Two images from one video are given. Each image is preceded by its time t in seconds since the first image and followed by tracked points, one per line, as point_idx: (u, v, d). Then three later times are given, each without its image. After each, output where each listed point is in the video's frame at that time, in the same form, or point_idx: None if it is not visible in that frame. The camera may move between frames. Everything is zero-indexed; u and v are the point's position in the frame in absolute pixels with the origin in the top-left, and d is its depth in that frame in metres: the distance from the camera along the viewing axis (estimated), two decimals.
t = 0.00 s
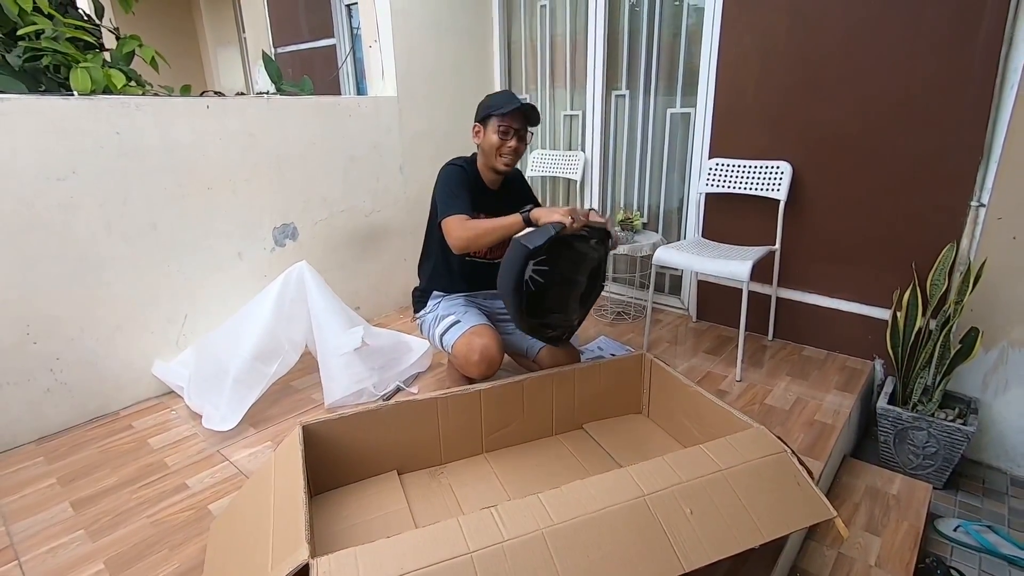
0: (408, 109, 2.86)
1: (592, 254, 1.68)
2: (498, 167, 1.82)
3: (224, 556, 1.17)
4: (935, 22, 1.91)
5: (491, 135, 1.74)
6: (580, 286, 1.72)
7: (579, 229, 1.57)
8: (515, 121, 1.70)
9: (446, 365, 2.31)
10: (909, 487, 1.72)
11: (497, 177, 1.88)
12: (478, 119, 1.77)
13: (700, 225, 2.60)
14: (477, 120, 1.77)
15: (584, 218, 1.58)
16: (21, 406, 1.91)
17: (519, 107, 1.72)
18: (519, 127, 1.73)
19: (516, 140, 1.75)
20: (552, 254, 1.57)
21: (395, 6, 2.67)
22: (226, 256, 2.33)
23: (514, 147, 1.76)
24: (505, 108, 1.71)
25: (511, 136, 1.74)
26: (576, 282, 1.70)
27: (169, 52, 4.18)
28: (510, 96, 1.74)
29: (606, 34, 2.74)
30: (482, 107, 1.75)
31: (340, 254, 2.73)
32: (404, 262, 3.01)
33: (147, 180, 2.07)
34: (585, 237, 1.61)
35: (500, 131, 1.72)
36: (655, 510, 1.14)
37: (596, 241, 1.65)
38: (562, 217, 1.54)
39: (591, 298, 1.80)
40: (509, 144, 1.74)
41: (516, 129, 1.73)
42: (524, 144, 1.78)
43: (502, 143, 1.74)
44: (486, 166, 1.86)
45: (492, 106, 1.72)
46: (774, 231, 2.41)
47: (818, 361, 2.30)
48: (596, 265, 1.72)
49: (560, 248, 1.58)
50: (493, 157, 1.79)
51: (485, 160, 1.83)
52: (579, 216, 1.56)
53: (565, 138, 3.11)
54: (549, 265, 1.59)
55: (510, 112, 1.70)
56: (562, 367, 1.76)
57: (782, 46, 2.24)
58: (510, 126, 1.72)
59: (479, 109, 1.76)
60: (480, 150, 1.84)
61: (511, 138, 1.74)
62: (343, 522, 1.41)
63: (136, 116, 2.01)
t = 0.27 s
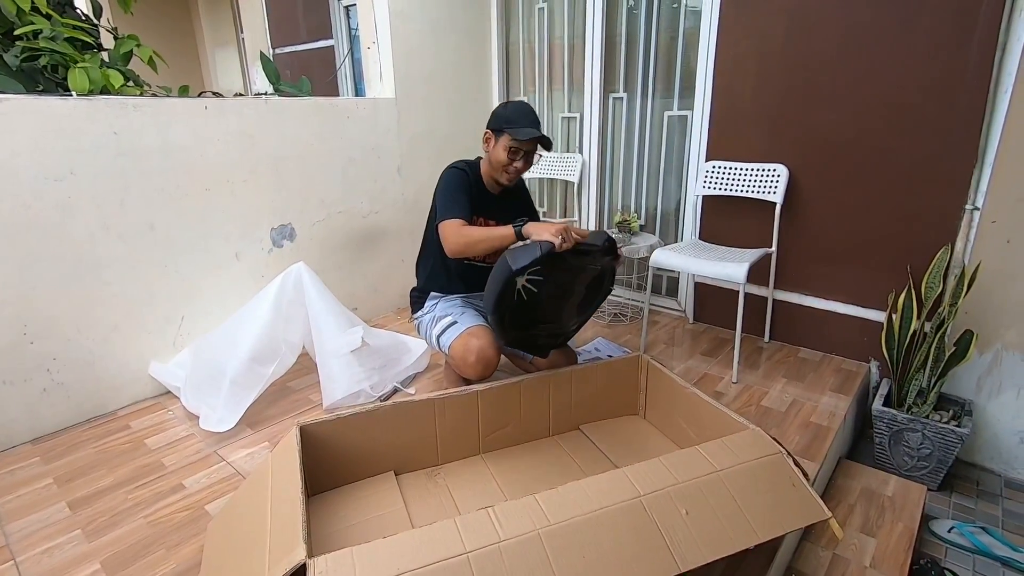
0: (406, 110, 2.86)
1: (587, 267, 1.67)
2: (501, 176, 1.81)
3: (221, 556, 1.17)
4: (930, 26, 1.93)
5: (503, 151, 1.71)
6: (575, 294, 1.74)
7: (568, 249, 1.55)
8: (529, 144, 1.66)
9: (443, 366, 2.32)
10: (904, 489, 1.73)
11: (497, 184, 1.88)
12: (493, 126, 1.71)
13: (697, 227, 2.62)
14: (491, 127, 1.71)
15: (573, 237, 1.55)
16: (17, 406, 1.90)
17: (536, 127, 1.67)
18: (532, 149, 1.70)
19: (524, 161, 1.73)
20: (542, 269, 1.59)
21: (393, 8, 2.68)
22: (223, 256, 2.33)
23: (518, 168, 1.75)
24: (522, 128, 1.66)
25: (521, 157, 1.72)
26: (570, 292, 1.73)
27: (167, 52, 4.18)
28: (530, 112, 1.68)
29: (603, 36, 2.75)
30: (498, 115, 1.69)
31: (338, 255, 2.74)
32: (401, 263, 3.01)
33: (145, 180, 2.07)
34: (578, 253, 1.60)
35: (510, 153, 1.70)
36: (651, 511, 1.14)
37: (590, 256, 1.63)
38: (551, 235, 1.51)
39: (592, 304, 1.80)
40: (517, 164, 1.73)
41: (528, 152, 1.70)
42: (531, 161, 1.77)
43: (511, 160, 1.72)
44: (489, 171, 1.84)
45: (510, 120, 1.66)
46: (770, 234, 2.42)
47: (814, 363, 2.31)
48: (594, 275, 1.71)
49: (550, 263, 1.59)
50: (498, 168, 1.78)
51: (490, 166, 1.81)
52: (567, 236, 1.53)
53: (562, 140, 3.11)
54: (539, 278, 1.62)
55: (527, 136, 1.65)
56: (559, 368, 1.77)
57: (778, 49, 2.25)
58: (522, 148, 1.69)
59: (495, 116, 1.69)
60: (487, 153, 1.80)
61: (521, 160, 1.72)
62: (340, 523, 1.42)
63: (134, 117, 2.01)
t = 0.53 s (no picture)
0: (404, 109, 2.86)
1: (590, 283, 1.58)
2: (504, 186, 1.82)
3: (212, 555, 1.17)
4: (926, 31, 1.94)
5: (512, 168, 1.72)
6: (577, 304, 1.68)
7: (563, 272, 1.46)
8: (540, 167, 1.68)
9: (438, 366, 2.31)
10: (896, 491, 1.74)
11: (497, 192, 1.89)
12: (503, 141, 1.71)
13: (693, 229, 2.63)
14: (501, 142, 1.71)
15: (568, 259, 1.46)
16: (7, 402, 1.89)
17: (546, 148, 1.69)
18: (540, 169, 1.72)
19: (531, 178, 1.76)
20: (543, 294, 1.50)
21: (391, 7, 2.67)
22: (218, 254, 2.32)
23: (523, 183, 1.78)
24: (536, 151, 1.67)
25: (528, 176, 1.74)
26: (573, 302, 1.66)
27: (163, 48, 4.16)
28: (541, 131, 1.68)
29: (602, 38, 2.75)
30: (508, 131, 1.67)
31: (333, 254, 2.73)
32: (397, 262, 3.01)
33: (140, 176, 2.06)
34: (580, 273, 1.50)
35: (519, 171, 1.71)
36: (644, 511, 1.14)
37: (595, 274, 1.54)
38: (543, 258, 1.44)
39: (590, 306, 1.75)
40: (524, 181, 1.75)
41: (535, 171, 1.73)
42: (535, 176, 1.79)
43: (518, 178, 1.74)
44: (491, 179, 1.85)
45: (523, 139, 1.66)
46: (766, 236, 2.43)
47: (808, 366, 2.32)
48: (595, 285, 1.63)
49: (551, 286, 1.49)
50: (503, 180, 1.79)
51: (494, 175, 1.82)
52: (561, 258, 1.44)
53: (559, 141, 3.12)
54: (539, 301, 1.54)
55: (539, 160, 1.67)
56: (554, 369, 1.76)
57: (775, 52, 2.25)
58: (532, 169, 1.71)
59: (506, 131, 1.68)
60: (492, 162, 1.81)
61: (528, 178, 1.74)
62: (333, 522, 1.41)
63: (130, 112, 2.00)
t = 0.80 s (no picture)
0: (402, 103, 2.84)
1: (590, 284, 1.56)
2: (509, 183, 1.83)
3: (207, 549, 1.16)
4: (926, 30, 1.93)
5: (523, 168, 1.73)
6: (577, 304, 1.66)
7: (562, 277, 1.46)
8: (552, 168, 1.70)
9: (435, 361, 2.31)
10: (892, 489, 1.74)
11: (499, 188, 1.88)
12: (513, 141, 1.69)
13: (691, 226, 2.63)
14: (512, 142, 1.69)
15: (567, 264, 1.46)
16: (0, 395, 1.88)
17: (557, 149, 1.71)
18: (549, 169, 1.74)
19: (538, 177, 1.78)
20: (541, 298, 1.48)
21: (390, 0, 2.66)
22: (214, 248, 2.31)
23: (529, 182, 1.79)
24: (549, 153, 1.68)
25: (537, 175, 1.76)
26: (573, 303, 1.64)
27: (160, 41, 4.14)
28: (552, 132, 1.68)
29: (601, 34, 2.74)
30: (520, 131, 1.66)
31: (330, 248, 2.72)
32: (394, 257, 3.00)
33: (135, 169, 2.04)
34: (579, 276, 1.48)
35: (529, 171, 1.73)
36: (641, 506, 1.14)
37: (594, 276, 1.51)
38: (542, 263, 1.45)
39: (587, 303, 1.72)
40: (532, 180, 1.77)
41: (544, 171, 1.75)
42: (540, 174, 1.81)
43: (527, 177, 1.75)
44: (495, 176, 1.84)
45: (536, 141, 1.66)
46: (764, 234, 2.43)
47: (805, 364, 2.32)
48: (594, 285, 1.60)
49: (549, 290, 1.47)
50: (510, 178, 1.79)
51: (499, 172, 1.81)
52: (559, 263, 1.44)
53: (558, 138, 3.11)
54: (538, 304, 1.51)
55: (553, 162, 1.68)
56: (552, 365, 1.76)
57: (775, 49, 2.25)
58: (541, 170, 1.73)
59: (518, 131, 1.67)
60: (497, 159, 1.79)
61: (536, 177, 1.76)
62: (328, 517, 1.41)
63: (125, 104, 1.98)
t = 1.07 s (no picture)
0: (402, 95, 2.83)
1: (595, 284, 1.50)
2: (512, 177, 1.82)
3: (205, 540, 1.16)
4: (930, 23, 1.92)
5: (529, 162, 1.73)
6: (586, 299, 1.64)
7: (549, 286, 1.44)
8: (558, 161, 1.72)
9: (435, 355, 2.31)
10: (890, 485, 1.74)
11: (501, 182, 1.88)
12: (519, 137, 1.68)
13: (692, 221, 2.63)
14: (519, 138, 1.68)
15: (545, 275, 1.42)
16: None
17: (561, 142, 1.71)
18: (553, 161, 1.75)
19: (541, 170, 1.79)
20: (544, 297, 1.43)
21: None
22: (213, 240, 2.30)
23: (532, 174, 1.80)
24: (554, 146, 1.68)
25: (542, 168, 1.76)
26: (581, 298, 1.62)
27: (159, 32, 4.12)
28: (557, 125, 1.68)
29: (603, 27, 2.72)
30: (528, 126, 1.65)
31: (330, 241, 2.71)
32: (394, 250, 2.99)
33: (134, 160, 2.04)
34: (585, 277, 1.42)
35: (535, 164, 1.73)
36: (640, 500, 1.14)
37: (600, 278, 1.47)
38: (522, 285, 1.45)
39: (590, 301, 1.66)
40: (536, 173, 1.78)
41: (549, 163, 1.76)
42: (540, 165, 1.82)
43: (532, 171, 1.76)
44: (497, 170, 1.82)
45: (543, 136, 1.66)
46: (765, 229, 2.42)
47: (805, 359, 2.32)
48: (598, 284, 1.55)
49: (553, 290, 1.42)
50: (514, 173, 1.78)
51: (501, 165, 1.80)
52: (532, 279, 1.42)
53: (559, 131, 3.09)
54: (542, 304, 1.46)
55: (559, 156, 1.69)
56: (552, 359, 1.76)
57: (778, 43, 2.23)
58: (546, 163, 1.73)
59: (524, 126, 1.66)
60: (500, 153, 1.77)
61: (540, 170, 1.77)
62: (327, 509, 1.41)
63: (124, 94, 1.97)
